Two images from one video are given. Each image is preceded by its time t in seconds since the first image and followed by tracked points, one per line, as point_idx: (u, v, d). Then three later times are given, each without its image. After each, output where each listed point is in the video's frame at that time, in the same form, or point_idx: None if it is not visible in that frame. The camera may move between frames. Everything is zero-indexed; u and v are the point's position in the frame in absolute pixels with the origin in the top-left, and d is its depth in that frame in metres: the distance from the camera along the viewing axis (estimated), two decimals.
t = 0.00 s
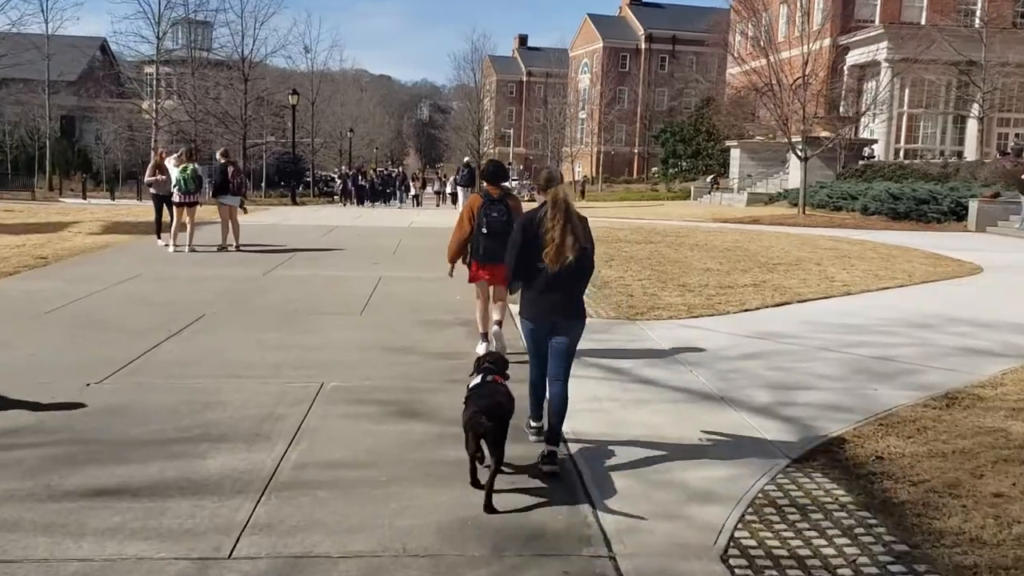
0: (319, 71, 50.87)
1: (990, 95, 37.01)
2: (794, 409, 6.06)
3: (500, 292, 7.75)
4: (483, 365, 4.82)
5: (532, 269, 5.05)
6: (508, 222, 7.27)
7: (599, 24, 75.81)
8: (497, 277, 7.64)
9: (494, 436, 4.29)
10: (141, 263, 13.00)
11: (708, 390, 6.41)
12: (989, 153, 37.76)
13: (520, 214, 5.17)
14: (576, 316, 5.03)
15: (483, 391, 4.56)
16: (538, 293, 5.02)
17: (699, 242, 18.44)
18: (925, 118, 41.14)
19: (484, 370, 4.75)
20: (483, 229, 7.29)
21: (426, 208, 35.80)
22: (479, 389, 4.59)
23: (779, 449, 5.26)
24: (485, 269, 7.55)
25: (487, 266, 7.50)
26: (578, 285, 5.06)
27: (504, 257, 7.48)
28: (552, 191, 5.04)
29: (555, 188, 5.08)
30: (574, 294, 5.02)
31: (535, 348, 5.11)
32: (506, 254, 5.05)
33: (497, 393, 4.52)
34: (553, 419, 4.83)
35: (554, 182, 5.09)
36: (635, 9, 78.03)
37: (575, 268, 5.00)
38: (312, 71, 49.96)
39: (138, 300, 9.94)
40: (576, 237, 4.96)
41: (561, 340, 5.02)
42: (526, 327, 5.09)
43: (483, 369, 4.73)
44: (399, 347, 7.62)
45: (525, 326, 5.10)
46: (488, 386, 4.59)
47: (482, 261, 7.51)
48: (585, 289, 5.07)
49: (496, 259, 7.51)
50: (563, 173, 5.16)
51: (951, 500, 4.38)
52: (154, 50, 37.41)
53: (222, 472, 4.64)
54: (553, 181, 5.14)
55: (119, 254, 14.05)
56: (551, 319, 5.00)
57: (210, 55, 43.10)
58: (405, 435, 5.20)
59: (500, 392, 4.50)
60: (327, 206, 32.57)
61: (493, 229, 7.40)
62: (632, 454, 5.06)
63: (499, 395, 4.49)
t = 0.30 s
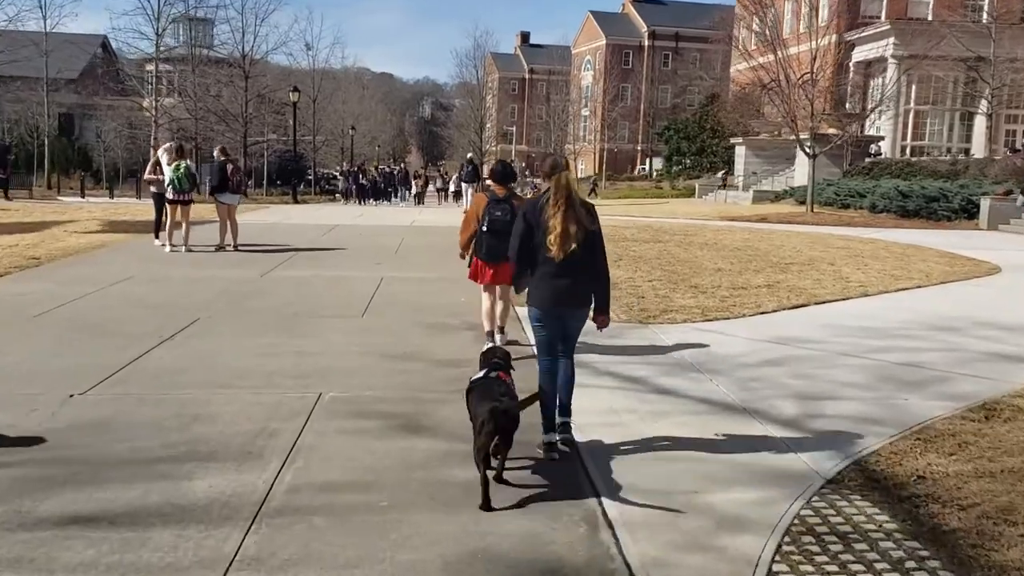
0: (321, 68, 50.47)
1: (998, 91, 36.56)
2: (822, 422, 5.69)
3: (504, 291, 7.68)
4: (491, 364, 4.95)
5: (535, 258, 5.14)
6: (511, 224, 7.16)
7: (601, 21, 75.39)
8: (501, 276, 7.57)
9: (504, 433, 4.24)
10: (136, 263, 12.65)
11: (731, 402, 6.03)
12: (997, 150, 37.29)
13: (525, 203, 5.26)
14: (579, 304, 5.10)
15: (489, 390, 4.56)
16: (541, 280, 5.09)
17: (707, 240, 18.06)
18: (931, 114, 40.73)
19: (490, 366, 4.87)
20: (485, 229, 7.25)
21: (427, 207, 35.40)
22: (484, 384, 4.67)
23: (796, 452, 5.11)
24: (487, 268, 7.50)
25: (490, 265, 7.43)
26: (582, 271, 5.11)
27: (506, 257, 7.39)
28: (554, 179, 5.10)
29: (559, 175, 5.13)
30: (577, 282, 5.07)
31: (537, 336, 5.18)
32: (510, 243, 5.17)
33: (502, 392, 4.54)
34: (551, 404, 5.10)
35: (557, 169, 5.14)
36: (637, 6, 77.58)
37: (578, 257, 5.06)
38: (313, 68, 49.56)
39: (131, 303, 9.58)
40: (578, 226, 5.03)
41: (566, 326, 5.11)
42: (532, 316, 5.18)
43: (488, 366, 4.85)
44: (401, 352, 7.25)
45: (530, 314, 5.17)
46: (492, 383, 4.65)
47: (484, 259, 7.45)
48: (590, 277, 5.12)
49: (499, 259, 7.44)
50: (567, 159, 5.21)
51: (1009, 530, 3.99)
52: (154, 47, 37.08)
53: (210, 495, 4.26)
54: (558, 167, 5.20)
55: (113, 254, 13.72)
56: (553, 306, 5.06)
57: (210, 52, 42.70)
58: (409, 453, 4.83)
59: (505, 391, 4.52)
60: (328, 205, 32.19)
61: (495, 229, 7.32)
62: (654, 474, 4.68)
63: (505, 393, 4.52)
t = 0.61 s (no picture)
0: (320, 67, 50.09)
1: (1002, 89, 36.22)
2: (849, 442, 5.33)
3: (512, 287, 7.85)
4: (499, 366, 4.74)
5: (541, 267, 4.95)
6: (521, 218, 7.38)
7: (601, 19, 75.05)
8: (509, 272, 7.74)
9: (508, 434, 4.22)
10: (128, 267, 12.29)
11: (754, 421, 5.68)
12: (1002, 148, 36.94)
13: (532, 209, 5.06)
14: (587, 317, 4.93)
15: (499, 392, 4.44)
16: (548, 291, 4.90)
17: (713, 241, 17.71)
18: (934, 113, 40.37)
19: (503, 369, 4.68)
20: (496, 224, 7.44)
21: (427, 206, 35.01)
22: (497, 390, 4.47)
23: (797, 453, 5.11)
24: (497, 262, 7.70)
25: (500, 259, 7.64)
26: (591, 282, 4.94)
27: (516, 251, 7.64)
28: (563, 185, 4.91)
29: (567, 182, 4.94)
30: (585, 294, 4.90)
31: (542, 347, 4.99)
32: (519, 251, 4.97)
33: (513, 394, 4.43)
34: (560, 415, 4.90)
35: (566, 175, 4.95)
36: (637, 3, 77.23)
37: (586, 269, 4.89)
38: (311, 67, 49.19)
39: (120, 310, 9.22)
40: (588, 237, 4.84)
41: (573, 338, 4.93)
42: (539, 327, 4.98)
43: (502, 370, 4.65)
44: (402, 364, 6.90)
45: (536, 325, 4.97)
46: (504, 387, 4.48)
47: (493, 255, 7.65)
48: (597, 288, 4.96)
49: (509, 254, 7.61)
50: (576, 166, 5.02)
51: None
52: (151, 46, 36.72)
53: (194, 530, 3.90)
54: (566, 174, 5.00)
55: (106, 257, 13.37)
56: (562, 317, 4.87)
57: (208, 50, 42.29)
58: (411, 481, 4.47)
59: (516, 393, 4.42)
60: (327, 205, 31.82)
61: (505, 225, 7.51)
62: (675, 504, 4.32)
63: (516, 395, 4.42)
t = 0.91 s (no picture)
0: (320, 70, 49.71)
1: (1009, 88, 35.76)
2: (873, 460, 4.95)
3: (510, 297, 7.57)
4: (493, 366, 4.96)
5: (546, 261, 4.94)
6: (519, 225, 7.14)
7: (603, 21, 74.63)
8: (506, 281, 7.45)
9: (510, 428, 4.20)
10: (120, 273, 11.95)
11: (773, 437, 5.32)
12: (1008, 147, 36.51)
13: (534, 202, 5.01)
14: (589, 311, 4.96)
15: (497, 390, 4.52)
16: (553, 284, 4.92)
17: (719, 243, 17.36)
18: (938, 113, 40.09)
19: (496, 368, 4.86)
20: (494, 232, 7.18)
21: (427, 209, 34.56)
22: (492, 387, 4.61)
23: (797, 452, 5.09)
24: (495, 270, 7.39)
25: (499, 267, 7.34)
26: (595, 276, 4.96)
27: (514, 259, 7.33)
28: (566, 180, 4.89)
29: (570, 176, 4.92)
30: (589, 286, 4.92)
31: (549, 339, 5.03)
32: (522, 246, 4.93)
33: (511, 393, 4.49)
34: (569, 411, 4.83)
35: (569, 169, 4.92)
36: (639, 5, 76.77)
37: (591, 261, 4.91)
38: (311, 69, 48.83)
39: (107, 319, 8.86)
40: (593, 229, 4.86)
41: (578, 331, 4.97)
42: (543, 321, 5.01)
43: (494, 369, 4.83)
44: (398, 375, 6.53)
45: (539, 319, 5.03)
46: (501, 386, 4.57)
47: (490, 264, 7.37)
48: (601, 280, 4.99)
49: (507, 262, 7.34)
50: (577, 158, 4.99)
51: None
52: (151, 49, 36.43)
53: (163, 565, 3.53)
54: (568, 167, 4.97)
55: (97, 262, 13.02)
56: (568, 312, 4.91)
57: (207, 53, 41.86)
58: (405, 510, 4.10)
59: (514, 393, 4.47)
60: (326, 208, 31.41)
61: (503, 232, 7.25)
62: (689, 532, 3.97)
63: (515, 394, 4.47)
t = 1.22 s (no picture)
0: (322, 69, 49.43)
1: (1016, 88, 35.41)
2: (901, 489, 4.55)
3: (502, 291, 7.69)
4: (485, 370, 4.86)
5: (539, 271, 4.84)
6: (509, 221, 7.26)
7: (607, 20, 74.36)
8: (497, 275, 7.59)
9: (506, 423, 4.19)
10: (109, 278, 11.60)
11: (792, 462, 4.91)
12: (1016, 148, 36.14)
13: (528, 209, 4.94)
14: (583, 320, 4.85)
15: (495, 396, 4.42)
16: (547, 295, 4.80)
17: (726, 246, 16.95)
18: (945, 113, 39.70)
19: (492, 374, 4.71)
20: (484, 226, 7.33)
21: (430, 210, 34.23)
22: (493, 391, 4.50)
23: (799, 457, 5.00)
24: (486, 266, 7.53)
25: (488, 261, 7.47)
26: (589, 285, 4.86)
27: (505, 254, 7.45)
28: (561, 187, 4.81)
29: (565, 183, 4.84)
30: (583, 297, 4.80)
31: (544, 350, 4.92)
32: (514, 255, 4.86)
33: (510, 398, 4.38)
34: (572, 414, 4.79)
35: (563, 176, 4.85)
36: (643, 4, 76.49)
37: (584, 270, 4.78)
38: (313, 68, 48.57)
39: (90, 327, 8.50)
40: (585, 238, 4.73)
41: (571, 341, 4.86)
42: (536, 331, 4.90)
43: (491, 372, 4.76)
44: (390, 391, 6.14)
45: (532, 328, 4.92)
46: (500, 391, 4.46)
47: (481, 258, 7.51)
48: (596, 290, 4.86)
49: (497, 257, 7.48)
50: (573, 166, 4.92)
51: None
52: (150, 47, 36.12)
53: None
54: (562, 175, 4.90)
55: (87, 266, 12.67)
56: (560, 322, 4.80)
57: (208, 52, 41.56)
58: (392, 551, 3.72)
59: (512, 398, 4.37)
60: (327, 209, 31.07)
61: (494, 226, 7.39)
62: None
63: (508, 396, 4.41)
